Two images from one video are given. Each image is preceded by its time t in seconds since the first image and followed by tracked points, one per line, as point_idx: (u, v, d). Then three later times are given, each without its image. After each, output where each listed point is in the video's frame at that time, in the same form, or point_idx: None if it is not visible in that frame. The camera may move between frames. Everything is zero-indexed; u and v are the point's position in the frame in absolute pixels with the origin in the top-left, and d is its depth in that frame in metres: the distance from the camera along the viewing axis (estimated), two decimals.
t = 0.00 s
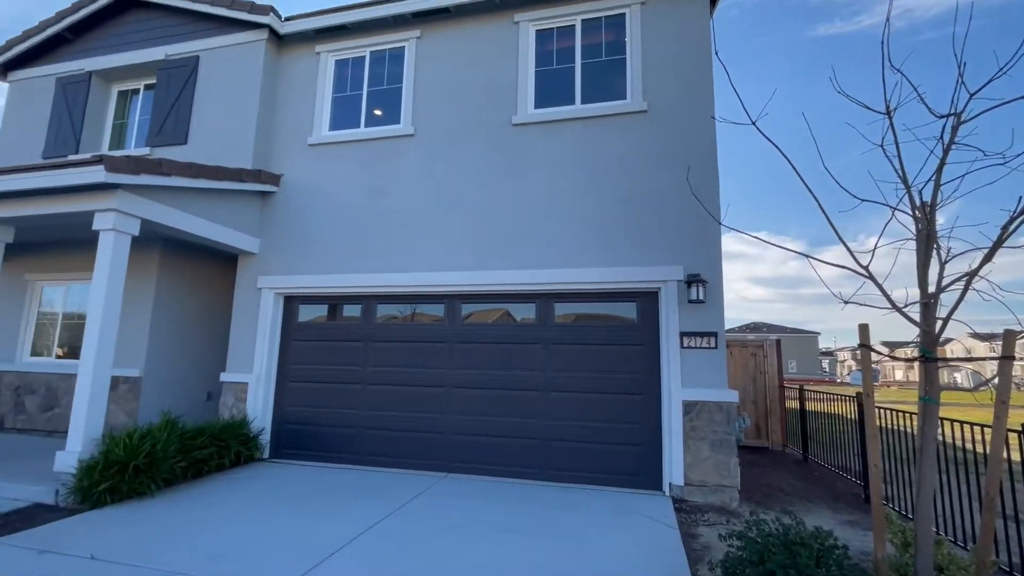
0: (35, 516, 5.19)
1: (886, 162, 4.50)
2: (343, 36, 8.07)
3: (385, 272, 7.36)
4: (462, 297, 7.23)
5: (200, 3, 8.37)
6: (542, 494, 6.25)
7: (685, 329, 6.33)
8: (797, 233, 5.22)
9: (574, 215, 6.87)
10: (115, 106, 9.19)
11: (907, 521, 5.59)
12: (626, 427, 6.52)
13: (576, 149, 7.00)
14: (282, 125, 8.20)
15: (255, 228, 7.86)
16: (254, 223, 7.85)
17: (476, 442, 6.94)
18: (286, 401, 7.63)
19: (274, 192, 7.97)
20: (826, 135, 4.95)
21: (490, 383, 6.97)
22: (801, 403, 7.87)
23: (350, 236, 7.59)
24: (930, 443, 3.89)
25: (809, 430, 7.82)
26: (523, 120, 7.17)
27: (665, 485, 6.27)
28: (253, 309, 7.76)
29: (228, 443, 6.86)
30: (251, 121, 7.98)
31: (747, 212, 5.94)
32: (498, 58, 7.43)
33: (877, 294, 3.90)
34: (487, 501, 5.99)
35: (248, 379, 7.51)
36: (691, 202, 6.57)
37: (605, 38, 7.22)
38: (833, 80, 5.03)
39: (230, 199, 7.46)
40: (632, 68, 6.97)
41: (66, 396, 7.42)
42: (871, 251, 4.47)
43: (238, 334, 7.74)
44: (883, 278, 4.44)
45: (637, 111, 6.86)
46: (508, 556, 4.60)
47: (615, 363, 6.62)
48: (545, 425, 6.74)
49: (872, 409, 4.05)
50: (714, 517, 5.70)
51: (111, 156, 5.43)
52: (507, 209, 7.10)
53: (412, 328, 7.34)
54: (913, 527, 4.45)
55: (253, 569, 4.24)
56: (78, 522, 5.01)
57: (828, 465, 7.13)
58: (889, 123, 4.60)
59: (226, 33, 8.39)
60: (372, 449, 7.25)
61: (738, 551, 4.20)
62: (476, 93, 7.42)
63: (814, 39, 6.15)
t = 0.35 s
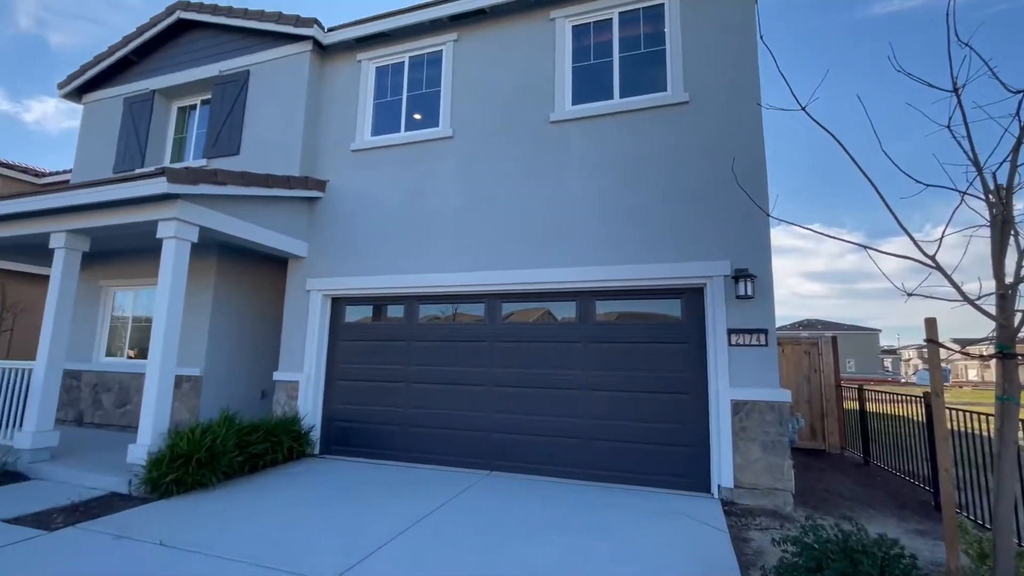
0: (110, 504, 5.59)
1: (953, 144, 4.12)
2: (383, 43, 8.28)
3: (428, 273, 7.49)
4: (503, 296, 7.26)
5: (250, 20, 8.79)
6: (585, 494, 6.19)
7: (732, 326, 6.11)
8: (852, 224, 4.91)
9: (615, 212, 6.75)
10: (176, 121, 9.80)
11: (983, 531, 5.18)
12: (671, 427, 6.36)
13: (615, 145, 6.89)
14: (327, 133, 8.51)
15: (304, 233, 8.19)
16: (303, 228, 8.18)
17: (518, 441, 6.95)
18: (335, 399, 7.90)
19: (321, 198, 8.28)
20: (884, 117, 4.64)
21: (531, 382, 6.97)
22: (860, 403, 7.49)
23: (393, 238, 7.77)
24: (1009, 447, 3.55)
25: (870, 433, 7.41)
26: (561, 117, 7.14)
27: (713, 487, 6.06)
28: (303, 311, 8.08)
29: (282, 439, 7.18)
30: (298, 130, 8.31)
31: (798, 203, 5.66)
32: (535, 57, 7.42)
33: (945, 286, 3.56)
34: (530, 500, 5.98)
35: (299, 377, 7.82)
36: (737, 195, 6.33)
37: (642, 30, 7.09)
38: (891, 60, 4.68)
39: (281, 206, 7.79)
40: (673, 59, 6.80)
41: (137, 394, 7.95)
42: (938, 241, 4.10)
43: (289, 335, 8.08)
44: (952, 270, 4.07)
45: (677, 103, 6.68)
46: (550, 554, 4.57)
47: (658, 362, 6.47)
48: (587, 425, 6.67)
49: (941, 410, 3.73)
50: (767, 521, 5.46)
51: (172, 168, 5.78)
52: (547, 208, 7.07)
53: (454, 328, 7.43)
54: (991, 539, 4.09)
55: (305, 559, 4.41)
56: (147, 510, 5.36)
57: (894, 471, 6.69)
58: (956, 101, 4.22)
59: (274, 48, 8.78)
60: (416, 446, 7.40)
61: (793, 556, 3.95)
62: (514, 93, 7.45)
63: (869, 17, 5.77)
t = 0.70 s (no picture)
0: (173, 495, 5.93)
1: None
2: (420, 48, 8.43)
3: (467, 273, 7.57)
4: (541, 296, 7.25)
5: (294, 32, 9.14)
6: (628, 494, 6.08)
7: (782, 323, 5.85)
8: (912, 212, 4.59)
9: (655, 207, 6.61)
10: (227, 132, 10.31)
11: None
12: (716, 427, 6.15)
13: (654, 139, 6.74)
14: (368, 138, 8.74)
15: (347, 236, 8.44)
16: (346, 232, 8.44)
17: (559, 440, 6.91)
18: (379, 397, 8.09)
19: (363, 202, 8.52)
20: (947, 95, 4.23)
21: (571, 381, 6.92)
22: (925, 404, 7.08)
23: (433, 239, 7.90)
24: None
25: (936, 436, 6.98)
26: (597, 113, 7.06)
27: (764, 491, 5.82)
28: (348, 311, 8.32)
29: (329, 436, 7.43)
30: (341, 137, 8.58)
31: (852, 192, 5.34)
32: (570, 53, 7.37)
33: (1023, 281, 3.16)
34: (571, 499, 5.94)
35: (344, 376, 8.06)
36: (785, 185, 6.06)
37: (681, 19, 6.91)
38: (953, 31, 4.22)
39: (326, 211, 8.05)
40: (713, 48, 6.59)
41: (195, 391, 8.41)
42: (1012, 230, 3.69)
43: (335, 335, 8.34)
44: None
45: (719, 93, 6.46)
46: (591, 554, 4.51)
47: (702, 360, 6.29)
48: (629, 424, 6.56)
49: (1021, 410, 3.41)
50: (823, 527, 5.19)
51: (224, 177, 6.08)
52: (585, 205, 7.01)
53: (494, 328, 7.48)
54: None
55: (351, 552, 4.54)
56: (206, 501, 5.66)
57: (964, 477, 6.25)
58: None
59: (317, 57, 9.09)
60: (458, 444, 7.48)
61: (853, 564, 3.71)
62: (550, 91, 7.42)
63: None
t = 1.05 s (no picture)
0: (226, 488, 6.23)
1: None
2: (454, 50, 8.52)
3: (504, 273, 7.59)
4: (578, 294, 7.20)
5: (334, 41, 9.41)
6: (669, 495, 5.95)
7: (832, 319, 5.58)
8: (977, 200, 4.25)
9: (693, 201, 6.45)
10: (271, 141, 10.72)
11: None
12: (761, 428, 5.94)
13: (693, 132, 6.57)
14: (405, 142, 8.92)
15: (386, 239, 8.64)
16: (385, 234, 8.63)
17: (597, 440, 6.84)
18: (418, 396, 8.24)
19: (400, 204, 8.70)
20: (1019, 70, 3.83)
21: (609, 379, 6.84)
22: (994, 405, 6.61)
23: (470, 239, 7.97)
24: None
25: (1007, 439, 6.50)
26: (633, 107, 6.95)
27: (815, 495, 5.56)
28: (387, 311, 8.51)
29: (371, 433, 7.63)
30: (379, 141, 8.78)
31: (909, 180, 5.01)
32: (605, 48, 7.27)
33: None
34: (611, 499, 5.87)
35: (384, 375, 8.24)
36: (833, 174, 5.78)
37: (720, 8, 6.72)
38: None
39: (365, 214, 8.25)
40: (755, 35, 6.36)
41: (245, 390, 8.80)
42: None
43: (375, 335, 8.54)
44: None
45: (760, 82, 6.24)
46: (632, 554, 4.43)
47: (746, 359, 6.09)
48: (670, 425, 6.42)
49: None
50: (881, 534, 4.91)
51: (269, 183, 6.34)
52: (621, 202, 6.90)
53: (531, 327, 7.48)
54: None
55: (393, 546, 4.64)
56: (256, 495, 5.92)
57: None
58: None
59: (354, 64, 9.34)
60: (496, 443, 7.53)
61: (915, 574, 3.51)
62: (585, 87, 7.36)
63: None
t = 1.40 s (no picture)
0: (273, 483, 6.48)
1: None
2: (486, 51, 8.57)
3: (539, 272, 7.58)
4: (614, 292, 7.12)
5: (368, 47, 9.61)
6: (710, 497, 5.81)
7: (884, 315, 5.31)
8: None
9: (733, 195, 6.26)
10: (311, 147, 11.05)
11: None
12: (806, 429, 5.73)
13: (731, 124, 6.38)
14: (439, 144, 9.03)
15: (422, 240, 8.79)
16: (421, 235, 8.78)
17: (635, 440, 6.75)
18: (455, 394, 8.34)
19: (435, 205, 8.84)
20: None
21: (646, 378, 6.73)
22: None
23: (504, 239, 8.00)
24: None
25: None
26: (668, 101, 6.81)
27: (868, 500, 5.30)
28: (424, 312, 8.65)
29: (409, 431, 7.78)
30: (413, 144, 8.93)
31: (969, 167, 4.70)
32: (638, 41, 7.15)
33: None
34: (649, 499, 5.78)
35: (422, 374, 8.37)
36: (884, 163, 5.49)
37: None
38: None
39: (402, 216, 8.40)
40: (796, 20, 6.11)
41: (289, 388, 9.13)
42: None
43: (412, 335, 8.69)
44: None
45: (803, 69, 5.99)
46: (671, 556, 4.33)
47: (789, 357, 5.87)
48: (710, 425, 6.26)
49: None
50: (942, 541, 4.64)
51: (310, 189, 6.55)
52: (658, 197, 6.77)
53: (566, 326, 7.45)
54: None
55: (433, 542, 4.72)
56: (300, 489, 6.13)
57: None
58: None
59: (388, 70, 9.52)
60: (533, 442, 7.53)
61: None
62: (618, 82, 7.26)
63: None
